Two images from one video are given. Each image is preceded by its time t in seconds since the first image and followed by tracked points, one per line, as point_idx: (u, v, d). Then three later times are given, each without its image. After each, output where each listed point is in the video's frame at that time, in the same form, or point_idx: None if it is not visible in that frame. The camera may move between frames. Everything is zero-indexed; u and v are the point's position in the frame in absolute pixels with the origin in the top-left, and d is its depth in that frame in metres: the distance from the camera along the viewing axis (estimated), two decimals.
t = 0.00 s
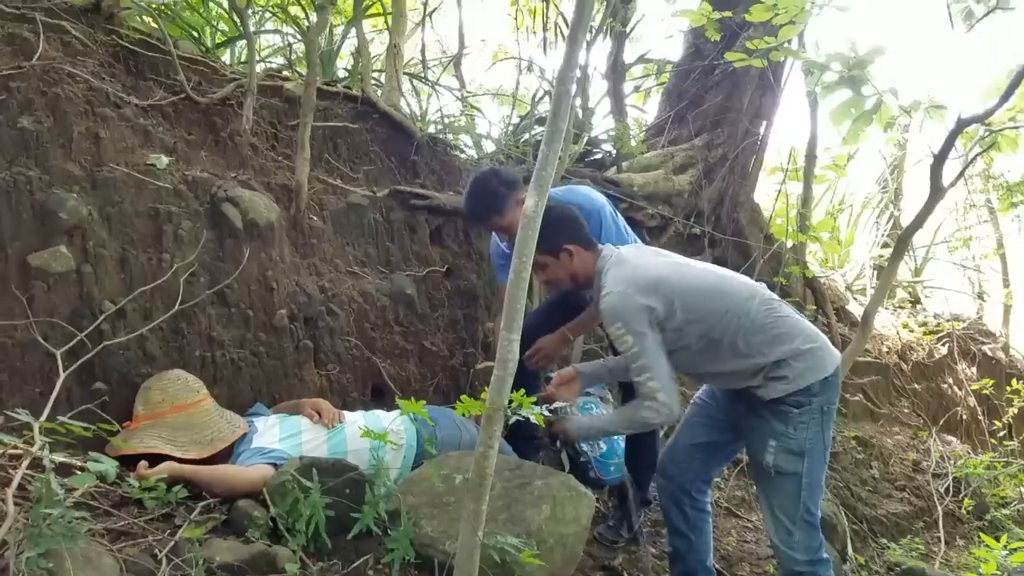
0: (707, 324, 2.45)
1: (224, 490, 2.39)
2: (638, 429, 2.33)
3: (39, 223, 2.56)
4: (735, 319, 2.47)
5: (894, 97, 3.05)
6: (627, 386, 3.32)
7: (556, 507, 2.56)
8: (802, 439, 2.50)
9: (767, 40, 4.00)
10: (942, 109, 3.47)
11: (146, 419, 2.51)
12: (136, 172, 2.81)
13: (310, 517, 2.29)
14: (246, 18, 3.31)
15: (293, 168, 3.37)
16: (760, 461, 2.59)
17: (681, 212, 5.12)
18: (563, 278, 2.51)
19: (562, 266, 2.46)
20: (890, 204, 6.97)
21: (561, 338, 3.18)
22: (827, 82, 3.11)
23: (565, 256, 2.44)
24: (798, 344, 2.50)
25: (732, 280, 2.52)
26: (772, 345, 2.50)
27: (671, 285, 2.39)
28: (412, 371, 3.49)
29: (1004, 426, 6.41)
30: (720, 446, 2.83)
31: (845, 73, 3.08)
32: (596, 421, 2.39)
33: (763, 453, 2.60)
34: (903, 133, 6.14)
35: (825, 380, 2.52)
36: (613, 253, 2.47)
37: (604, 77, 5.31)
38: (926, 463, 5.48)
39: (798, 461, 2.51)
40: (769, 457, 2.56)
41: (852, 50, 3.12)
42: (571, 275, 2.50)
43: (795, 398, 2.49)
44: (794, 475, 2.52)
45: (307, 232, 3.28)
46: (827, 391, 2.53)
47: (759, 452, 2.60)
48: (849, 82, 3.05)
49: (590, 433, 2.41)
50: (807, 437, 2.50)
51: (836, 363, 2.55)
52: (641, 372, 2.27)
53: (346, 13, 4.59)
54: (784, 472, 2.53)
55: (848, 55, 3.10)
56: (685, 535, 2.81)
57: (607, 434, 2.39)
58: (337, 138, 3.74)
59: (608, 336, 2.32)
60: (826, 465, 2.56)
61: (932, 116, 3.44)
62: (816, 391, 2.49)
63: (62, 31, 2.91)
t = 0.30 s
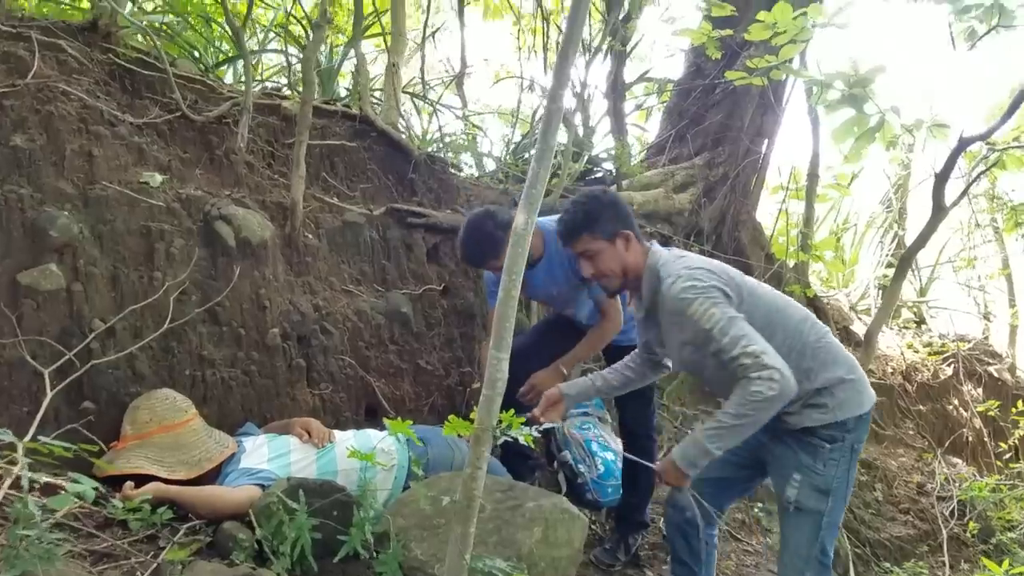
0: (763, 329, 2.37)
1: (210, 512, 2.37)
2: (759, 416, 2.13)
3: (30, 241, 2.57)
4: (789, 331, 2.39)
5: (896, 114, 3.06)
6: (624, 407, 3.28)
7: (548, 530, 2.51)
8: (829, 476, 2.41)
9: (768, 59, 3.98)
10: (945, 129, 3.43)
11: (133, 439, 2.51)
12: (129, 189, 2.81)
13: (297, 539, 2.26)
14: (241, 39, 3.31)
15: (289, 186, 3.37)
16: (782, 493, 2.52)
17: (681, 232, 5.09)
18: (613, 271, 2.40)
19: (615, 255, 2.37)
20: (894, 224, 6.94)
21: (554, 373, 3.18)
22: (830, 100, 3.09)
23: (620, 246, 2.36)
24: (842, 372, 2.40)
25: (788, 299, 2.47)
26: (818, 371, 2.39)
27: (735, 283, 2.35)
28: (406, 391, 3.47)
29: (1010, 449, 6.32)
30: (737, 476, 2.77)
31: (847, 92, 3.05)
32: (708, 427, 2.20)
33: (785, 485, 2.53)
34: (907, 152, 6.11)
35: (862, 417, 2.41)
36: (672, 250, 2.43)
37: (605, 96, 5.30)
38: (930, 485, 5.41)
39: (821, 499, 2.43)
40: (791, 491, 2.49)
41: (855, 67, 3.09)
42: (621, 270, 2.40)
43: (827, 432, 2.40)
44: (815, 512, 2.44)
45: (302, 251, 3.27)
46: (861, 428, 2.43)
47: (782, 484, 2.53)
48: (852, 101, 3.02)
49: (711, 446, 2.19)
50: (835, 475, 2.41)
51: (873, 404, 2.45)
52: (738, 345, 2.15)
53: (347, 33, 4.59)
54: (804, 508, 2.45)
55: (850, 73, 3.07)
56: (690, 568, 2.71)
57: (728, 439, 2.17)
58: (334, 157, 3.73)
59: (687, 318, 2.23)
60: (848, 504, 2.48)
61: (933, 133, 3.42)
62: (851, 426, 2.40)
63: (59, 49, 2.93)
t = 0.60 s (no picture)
0: (813, 322, 2.30)
1: (199, 509, 2.37)
2: (742, 415, 1.98)
3: (21, 238, 2.57)
4: (833, 329, 2.35)
5: (894, 117, 3.00)
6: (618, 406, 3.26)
7: (540, 528, 2.49)
8: (852, 483, 2.36)
9: (765, 61, 3.95)
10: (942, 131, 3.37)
11: (122, 436, 2.51)
12: (120, 187, 2.81)
13: (286, 537, 2.24)
14: (236, 42, 3.30)
15: (282, 186, 3.36)
16: (799, 500, 2.40)
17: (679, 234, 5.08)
18: (655, 246, 2.28)
19: (659, 229, 2.25)
20: (894, 229, 6.91)
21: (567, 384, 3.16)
22: (826, 103, 3.07)
23: (668, 219, 2.26)
24: (871, 376, 2.39)
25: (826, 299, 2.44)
26: (850, 373, 2.36)
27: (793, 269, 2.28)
28: (400, 391, 3.47)
29: (1011, 453, 6.30)
30: (731, 478, 2.65)
31: (844, 94, 3.02)
32: (682, 414, 2.02)
33: (802, 491, 2.41)
34: (907, 155, 6.08)
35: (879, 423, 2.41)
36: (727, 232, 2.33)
37: (602, 98, 5.29)
38: (930, 489, 5.38)
39: (844, 505, 2.36)
40: (812, 497, 2.38)
41: (852, 69, 3.06)
42: (664, 245, 2.29)
43: (852, 436, 2.36)
44: (837, 519, 2.36)
45: (295, 250, 3.26)
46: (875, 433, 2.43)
47: (798, 490, 2.42)
48: (848, 103, 2.99)
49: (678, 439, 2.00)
50: (857, 481, 2.37)
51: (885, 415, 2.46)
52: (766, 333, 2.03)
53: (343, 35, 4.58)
54: (827, 515, 2.36)
55: (847, 75, 3.04)
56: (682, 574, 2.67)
57: (699, 430, 1.99)
58: (328, 157, 3.72)
59: (739, 295, 2.10)
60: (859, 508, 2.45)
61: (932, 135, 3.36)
62: (874, 431, 2.38)
63: (52, 48, 2.92)
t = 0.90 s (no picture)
0: (759, 332, 2.30)
1: (193, 507, 2.36)
2: (624, 427, 1.93)
3: (16, 237, 2.58)
4: (791, 336, 2.36)
5: (895, 117, 2.89)
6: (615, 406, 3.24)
7: (536, 527, 2.48)
8: (822, 483, 2.43)
9: (765, 62, 3.93)
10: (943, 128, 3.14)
11: (116, 435, 2.52)
12: (115, 186, 2.81)
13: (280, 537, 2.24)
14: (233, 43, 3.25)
15: (279, 185, 3.36)
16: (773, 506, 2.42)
17: (677, 234, 5.07)
18: (611, 267, 2.24)
19: (615, 249, 2.22)
20: (894, 230, 6.90)
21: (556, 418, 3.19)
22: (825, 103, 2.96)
23: (622, 238, 2.22)
24: (832, 376, 2.43)
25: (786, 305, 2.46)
26: (812, 375, 2.39)
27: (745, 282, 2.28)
28: (397, 391, 3.46)
29: (1011, 454, 6.28)
30: (709, 494, 2.66)
31: (843, 94, 2.91)
32: (570, 427, 1.91)
33: (774, 494, 2.44)
34: (906, 156, 6.07)
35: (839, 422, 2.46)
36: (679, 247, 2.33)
37: (600, 99, 5.27)
38: (930, 491, 5.36)
39: (815, 506, 2.41)
40: (786, 500, 2.41)
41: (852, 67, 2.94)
42: (619, 264, 2.25)
43: (823, 435, 2.41)
44: (810, 521, 2.40)
45: (292, 249, 3.25)
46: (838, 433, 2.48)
47: (771, 496, 2.44)
48: (847, 103, 2.87)
49: (564, 451, 1.88)
50: (826, 480, 2.44)
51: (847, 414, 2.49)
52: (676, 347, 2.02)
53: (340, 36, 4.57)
54: (801, 518, 2.39)
55: (846, 73, 2.92)
56: None
57: (582, 444, 1.90)
58: (325, 156, 3.71)
59: (671, 310, 2.11)
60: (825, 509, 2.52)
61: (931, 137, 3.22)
62: (840, 428, 2.45)
63: (48, 47, 2.93)
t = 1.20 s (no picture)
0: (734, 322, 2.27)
1: (193, 501, 2.33)
2: (604, 431, 1.89)
3: (13, 228, 2.55)
4: (764, 319, 2.34)
5: (901, 111, 2.79)
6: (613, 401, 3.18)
7: (541, 522, 2.44)
8: (797, 427, 2.32)
9: (771, 55, 3.88)
10: (951, 123, 3.01)
11: (115, 429, 2.49)
12: (114, 176, 2.77)
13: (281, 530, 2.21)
14: (234, 36, 3.18)
15: (280, 177, 3.32)
16: (740, 429, 2.31)
17: (681, 229, 5.02)
18: (572, 272, 2.20)
19: (574, 254, 2.17)
20: (899, 226, 6.87)
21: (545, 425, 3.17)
22: (831, 99, 2.84)
23: (579, 241, 2.17)
24: (809, 350, 2.41)
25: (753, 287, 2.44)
26: (789, 350, 2.37)
27: (710, 273, 2.25)
28: (399, 385, 3.42)
29: (1017, 452, 6.23)
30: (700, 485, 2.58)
31: (849, 88, 2.79)
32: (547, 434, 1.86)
33: (744, 423, 2.32)
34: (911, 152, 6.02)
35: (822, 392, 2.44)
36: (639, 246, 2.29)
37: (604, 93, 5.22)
38: (936, 488, 5.31)
39: (784, 445, 2.29)
40: (755, 429, 2.29)
41: (858, 61, 2.83)
42: (581, 269, 2.20)
43: (802, 390, 2.35)
44: (772, 454, 2.28)
45: (293, 242, 3.21)
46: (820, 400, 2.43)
47: (740, 422, 2.33)
48: (853, 97, 2.76)
49: (542, 459, 1.82)
50: (800, 427, 2.33)
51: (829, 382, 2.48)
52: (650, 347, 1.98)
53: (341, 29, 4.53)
54: (766, 447, 2.28)
55: (851, 67, 2.82)
56: None
57: (560, 453, 1.85)
58: (327, 149, 3.67)
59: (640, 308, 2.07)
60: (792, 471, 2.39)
61: (937, 130, 3.01)
62: (820, 395, 2.40)
63: (45, 36, 2.89)
